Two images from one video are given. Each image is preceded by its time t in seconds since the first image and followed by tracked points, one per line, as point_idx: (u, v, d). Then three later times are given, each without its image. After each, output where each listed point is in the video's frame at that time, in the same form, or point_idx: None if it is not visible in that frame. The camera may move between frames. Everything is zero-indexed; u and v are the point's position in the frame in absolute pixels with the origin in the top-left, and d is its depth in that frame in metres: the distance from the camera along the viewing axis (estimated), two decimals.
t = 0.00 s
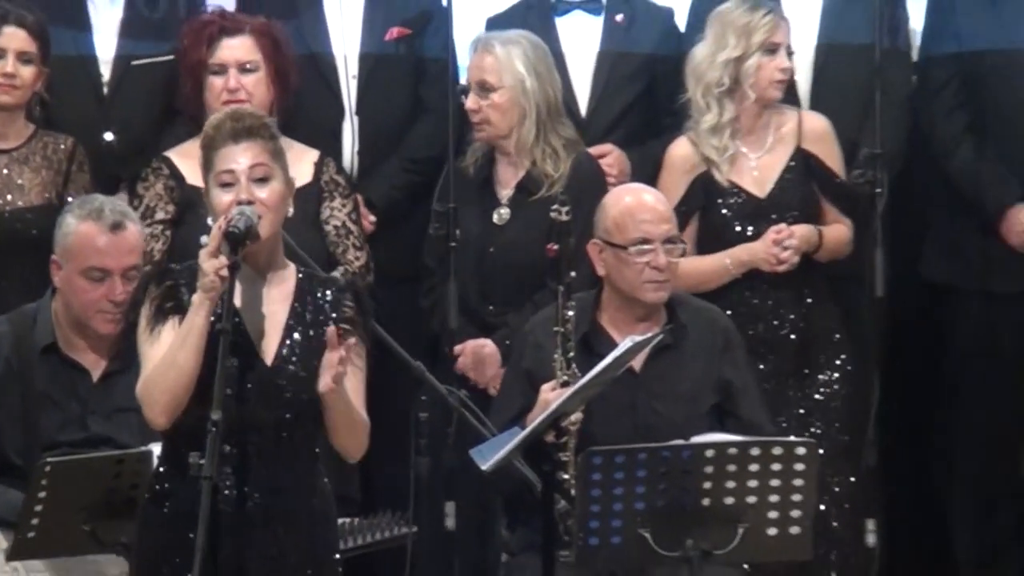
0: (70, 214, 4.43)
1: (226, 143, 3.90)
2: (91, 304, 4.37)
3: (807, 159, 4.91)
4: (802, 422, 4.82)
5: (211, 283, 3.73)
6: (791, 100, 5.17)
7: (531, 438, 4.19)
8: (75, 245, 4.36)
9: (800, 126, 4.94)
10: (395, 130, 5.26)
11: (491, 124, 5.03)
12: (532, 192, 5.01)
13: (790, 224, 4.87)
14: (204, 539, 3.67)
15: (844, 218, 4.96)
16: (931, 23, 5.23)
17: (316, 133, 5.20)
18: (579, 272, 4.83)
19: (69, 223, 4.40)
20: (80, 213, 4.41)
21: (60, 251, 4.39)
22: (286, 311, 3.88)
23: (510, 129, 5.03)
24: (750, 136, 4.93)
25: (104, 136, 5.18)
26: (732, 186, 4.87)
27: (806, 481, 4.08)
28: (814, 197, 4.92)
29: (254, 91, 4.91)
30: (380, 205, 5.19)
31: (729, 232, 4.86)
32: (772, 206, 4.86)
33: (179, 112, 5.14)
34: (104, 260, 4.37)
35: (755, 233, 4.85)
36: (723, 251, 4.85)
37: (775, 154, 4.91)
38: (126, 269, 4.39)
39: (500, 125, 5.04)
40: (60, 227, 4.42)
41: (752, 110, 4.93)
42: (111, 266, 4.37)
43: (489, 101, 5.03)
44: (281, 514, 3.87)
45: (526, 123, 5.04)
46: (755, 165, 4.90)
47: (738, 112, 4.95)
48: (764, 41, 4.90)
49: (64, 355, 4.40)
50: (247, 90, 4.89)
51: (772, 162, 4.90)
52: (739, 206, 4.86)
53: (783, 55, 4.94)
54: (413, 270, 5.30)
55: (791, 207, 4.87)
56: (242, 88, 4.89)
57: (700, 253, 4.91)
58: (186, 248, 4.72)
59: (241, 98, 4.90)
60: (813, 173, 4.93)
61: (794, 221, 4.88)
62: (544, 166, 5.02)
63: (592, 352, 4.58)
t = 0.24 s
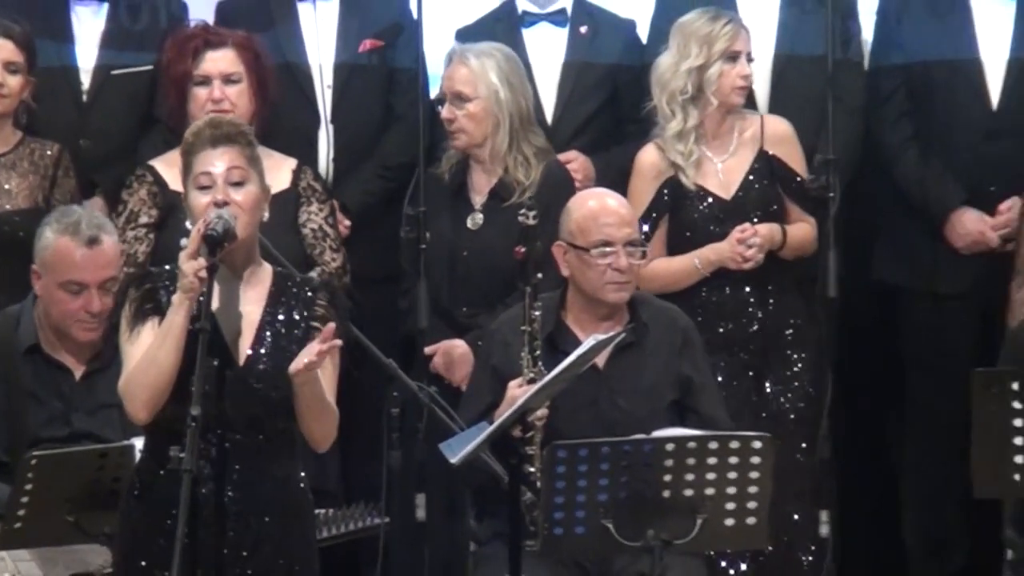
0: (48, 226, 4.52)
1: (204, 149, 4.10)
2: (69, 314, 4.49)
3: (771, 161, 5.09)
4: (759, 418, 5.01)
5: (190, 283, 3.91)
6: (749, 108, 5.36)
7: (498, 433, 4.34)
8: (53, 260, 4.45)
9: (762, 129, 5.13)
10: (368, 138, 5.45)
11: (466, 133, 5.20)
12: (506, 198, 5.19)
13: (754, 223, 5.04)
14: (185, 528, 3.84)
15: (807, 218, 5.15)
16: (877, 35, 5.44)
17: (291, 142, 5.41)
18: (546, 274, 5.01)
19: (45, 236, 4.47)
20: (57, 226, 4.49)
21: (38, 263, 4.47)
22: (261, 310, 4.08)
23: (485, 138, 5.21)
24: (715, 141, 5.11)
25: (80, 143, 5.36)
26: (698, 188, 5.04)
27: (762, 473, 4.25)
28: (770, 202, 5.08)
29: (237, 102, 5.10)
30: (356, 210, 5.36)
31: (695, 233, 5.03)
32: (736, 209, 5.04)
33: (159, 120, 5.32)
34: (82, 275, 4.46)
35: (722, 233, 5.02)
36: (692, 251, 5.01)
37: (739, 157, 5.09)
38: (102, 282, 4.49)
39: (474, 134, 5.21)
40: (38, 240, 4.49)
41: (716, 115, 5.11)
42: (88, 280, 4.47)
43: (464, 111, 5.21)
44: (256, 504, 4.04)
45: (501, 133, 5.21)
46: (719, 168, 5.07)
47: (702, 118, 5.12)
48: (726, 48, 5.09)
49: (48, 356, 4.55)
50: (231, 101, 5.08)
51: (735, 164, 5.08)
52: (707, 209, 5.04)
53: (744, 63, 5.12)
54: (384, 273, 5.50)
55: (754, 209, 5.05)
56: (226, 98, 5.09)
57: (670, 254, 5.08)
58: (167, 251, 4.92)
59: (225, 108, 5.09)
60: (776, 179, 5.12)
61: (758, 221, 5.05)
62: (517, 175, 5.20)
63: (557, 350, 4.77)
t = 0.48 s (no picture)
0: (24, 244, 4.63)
1: (193, 151, 4.24)
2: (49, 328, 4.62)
3: (763, 164, 5.24)
4: (731, 415, 5.16)
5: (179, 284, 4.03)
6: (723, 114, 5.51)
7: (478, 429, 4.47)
8: (30, 277, 4.58)
9: (756, 135, 5.29)
10: (353, 143, 5.61)
11: (451, 137, 5.35)
12: (488, 202, 5.33)
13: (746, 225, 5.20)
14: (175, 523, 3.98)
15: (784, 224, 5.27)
16: (841, 43, 5.62)
17: (278, 149, 5.57)
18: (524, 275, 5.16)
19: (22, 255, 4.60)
20: (33, 244, 4.60)
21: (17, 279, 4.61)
22: (245, 309, 4.22)
23: (469, 143, 5.35)
24: (710, 145, 5.26)
25: (74, 146, 5.51)
26: (693, 192, 5.20)
27: (733, 467, 4.40)
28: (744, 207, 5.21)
29: (224, 108, 5.24)
30: (339, 212, 5.51)
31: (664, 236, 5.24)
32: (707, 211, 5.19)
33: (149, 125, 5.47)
34: (57, 294, 4.59)
35: (716, 236, 5.18)
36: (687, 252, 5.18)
37: (733, 162, 5.24)
38: (78, 298, 4.62)
39: (460, 139, 5.36)
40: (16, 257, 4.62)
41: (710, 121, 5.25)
42: (64, 299, 4.60)
43: (450, 116, 5.36)
44: (242, 499, 4.19)
45: (485, 138, 5.36)
46: (714, 172, 5.24)
47: (696, 123, 5.27)
48: (718, 55, 5.23)
49: (40, 356, 4.71)
50: (218, 106, 5.22)
51: (731, 169, 5.24)
52: (700, 211, 5.19)
53: (736, 69, 5.24)
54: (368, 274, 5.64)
55: (731, 212, 5.19)
56: (213, 104, 5.23)
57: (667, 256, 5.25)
58: (159, 251, 5.06)
59: (212, 114, 5.23)
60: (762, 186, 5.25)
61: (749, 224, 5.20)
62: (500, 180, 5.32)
63: (535, 348, 4.90)
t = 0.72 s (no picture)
0: (25, 243, 4.77)
1: (189, 156, 4.38)
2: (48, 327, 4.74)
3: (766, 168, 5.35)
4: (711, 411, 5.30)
5: (174, 284, 4.17)
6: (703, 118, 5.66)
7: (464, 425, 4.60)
8: (30, 275, 4.71)
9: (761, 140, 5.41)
10: (342, 147, 5.75)
11: (442, 141, 5.46)
12: (477, 205, 5.44)
13: (747, 226, 5.32)
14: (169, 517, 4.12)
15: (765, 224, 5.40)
16: (817, 49, 5.77)
17: (270, 153, 5.71)
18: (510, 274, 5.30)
19: (22, 254, 4.73)
20: (33, 243, 4.74)
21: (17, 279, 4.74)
22: (240, 306, 4.35)
23: (460, 147, 5.47)
24: (716, 148, 5.39)
25: (77, 150, 5.64)
26: (698, 193, 5.33)
27: (713, 463, 4.50)
28: (727, 212, 5.32)
29: (214, 111, 5.38)
30: (331, 214, 5.65)
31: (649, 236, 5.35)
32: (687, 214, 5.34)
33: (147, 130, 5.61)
34: (56, 291, 4.71)
35: (715, 236, 5.32)
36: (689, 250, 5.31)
37: (739, 166, 5.37)
38: (76, 296, 4.74)
39: (451, 142, 5.47)
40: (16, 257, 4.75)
41: (718, 123, 5.37)
42: (63, 295, 4.72)
43: (442, 120, 5.47)
44: (235, 492, 4.33)
45: (475, 141, 5.47)
46: (718, 173, 5.36)
47: (705, 127, 5.38)
48: (728, 60, 5.35)
49: (40, 353, 4.80)
50: (209, 109, 5.37)
51: (734, 172, 5.37)
52: (701, 210, 5.33)
53: (744, 74, 5.37)
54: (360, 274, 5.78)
55: (714, 214, 5.32)
56: (203, 108, 5.37)
57: (669, 253, 5.37)
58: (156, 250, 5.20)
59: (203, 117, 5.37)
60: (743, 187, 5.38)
61: (750, 225, 5.32)
62: (490, 183, 5.43)
63: (520, 346, 5.04)
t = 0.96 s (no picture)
0: (42, 240, 4.94)
1: (189, 159, 4.52)
2: (65, 320, 4.92)
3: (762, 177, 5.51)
4: (697, 407, 5.45)
5: (176, 283, 4.33)
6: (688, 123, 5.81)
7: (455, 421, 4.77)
8: (49, 271, 4.88)
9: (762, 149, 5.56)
10: (337, 151, 5.89)
11: (441, 143, 5.58)
12: (475, 206, 5.58)
13: (739, 229, 5.46)
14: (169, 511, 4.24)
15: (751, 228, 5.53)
16: (801, 54, 5.90)
17: (263, 153, 5.80)
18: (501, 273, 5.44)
19: (40, 249, 4.90)
20: (51, 239, 4.91)
21: (34, 275, 4.90)
22: (241, 305, 4.49)
23: (457, 149, 5.59)
24: (718, 152, 5.54)
25: (85, 154, 5.78)
26: (696, 194, 5.48)
27: (699, 456, 4.61)
28: (717, 216, 5.47)
29: (212, 114, 5.51)
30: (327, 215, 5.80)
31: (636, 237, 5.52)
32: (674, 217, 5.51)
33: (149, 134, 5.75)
34: (74, 285, 4.89)
35: (706, 237, 5.47)
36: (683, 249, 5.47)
37: (738, 171, 5.52)
38: (93, 289, 4.92)
39: (449, 145, 5.59)
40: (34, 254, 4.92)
41: (723, 127, 5.53)
42: (81, 290, 4.90)
43: (440, 123, 5.58)
44: (234, 484, 4.47)
45: (472, 144, 5.60)
46: (718, 176, 5.51)
47: (711, 129, 5.54)
48: (735, 66, 5.49)
49: (47, 348, 4.95)
50: (206, 113, 5.50)
51: (732, 177, 5.52)
52: (698, 210, 5.48)
53: (751, 82, 5.52)
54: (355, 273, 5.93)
55: (701, 216, 5.47)
56: (201, 111, 5.50)
57: (664, 250, 5.52)
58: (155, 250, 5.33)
59: (200, 120, 5.51)
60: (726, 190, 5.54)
61: (742, 229, 5.46)
62: (488, 184, 5.58)
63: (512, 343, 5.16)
